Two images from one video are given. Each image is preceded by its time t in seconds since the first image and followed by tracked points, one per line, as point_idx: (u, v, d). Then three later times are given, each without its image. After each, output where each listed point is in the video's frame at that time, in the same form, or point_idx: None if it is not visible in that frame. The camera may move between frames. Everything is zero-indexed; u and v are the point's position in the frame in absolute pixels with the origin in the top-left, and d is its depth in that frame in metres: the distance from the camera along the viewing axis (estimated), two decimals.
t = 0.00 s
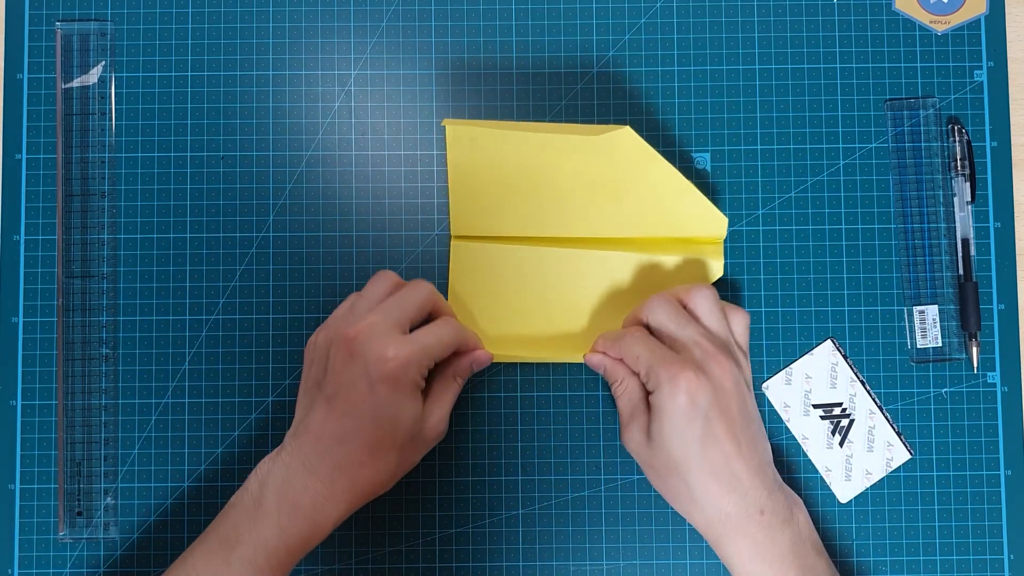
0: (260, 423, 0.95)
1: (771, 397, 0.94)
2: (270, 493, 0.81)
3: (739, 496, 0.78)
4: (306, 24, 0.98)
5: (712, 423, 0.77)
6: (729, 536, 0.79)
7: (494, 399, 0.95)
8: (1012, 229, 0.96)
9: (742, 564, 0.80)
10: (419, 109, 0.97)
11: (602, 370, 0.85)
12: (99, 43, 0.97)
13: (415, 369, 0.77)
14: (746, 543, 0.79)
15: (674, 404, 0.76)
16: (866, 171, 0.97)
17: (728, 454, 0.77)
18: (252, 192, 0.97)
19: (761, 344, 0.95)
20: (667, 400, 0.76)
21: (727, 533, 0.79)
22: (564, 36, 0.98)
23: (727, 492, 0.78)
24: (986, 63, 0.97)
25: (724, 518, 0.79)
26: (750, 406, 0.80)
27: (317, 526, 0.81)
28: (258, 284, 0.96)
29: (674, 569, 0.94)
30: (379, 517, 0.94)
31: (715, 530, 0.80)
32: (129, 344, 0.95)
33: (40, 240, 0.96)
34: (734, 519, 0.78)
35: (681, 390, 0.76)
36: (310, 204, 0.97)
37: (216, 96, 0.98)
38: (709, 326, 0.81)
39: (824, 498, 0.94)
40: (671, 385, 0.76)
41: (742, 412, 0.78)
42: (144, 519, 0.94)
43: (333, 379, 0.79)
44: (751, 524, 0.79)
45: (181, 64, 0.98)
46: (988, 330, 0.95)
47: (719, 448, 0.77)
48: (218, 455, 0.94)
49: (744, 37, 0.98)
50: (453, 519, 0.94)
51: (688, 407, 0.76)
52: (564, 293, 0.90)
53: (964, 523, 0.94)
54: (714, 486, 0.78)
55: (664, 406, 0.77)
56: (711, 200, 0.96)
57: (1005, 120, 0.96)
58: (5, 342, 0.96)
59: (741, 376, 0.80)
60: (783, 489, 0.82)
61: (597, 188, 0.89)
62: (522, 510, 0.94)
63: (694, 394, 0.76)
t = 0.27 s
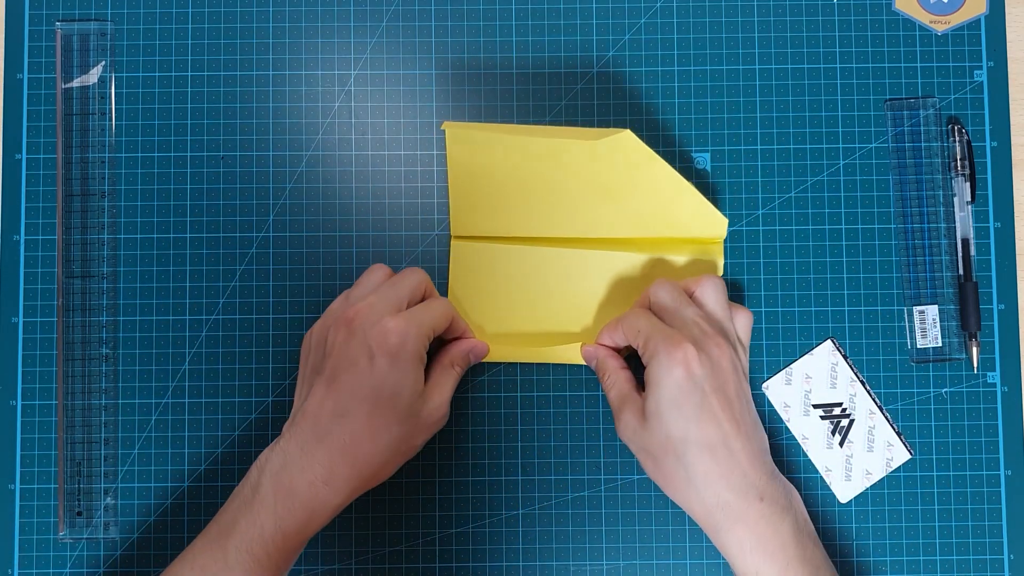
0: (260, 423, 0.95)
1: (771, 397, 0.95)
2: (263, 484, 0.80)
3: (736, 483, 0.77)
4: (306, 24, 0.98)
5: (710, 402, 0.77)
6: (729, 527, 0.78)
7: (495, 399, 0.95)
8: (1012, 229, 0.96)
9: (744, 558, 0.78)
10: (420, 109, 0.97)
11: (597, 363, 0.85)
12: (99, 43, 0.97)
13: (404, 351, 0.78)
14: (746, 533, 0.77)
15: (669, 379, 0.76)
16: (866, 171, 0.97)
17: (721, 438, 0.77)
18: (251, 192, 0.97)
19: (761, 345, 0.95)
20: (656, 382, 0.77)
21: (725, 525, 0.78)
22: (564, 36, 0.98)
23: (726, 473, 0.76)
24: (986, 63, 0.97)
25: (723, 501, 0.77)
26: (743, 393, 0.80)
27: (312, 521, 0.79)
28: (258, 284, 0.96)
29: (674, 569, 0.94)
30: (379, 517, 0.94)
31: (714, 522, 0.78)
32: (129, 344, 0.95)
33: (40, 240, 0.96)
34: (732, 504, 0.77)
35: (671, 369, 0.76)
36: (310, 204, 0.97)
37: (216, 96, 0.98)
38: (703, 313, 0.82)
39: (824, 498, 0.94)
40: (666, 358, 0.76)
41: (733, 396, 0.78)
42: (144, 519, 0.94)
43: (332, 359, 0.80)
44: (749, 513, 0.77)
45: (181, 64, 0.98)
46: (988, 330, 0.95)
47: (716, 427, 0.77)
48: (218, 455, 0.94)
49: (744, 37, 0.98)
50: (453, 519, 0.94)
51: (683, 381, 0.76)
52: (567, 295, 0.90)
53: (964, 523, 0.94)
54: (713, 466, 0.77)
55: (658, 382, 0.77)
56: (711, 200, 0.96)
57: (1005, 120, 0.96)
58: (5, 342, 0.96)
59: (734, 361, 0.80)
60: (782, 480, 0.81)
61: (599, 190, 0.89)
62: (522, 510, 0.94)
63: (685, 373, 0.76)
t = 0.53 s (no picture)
0: (260, 423, 0.95)
1: (771, 397, 0.95)
2: (263, 482, 0.79)
3: (733, 483, 0.76)
4: (306, 24, 0.98)
5: (706, 401, 0.77)
6: (727, 527, 0.77)
7: (495, 399, 0.95)
8: (1012, 229, 0.96)
9: (742, 560, 0.77)
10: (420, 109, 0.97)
11: (596, 366, 0.85)
12: (99, 43, 0.97)
13: (402, 351, 0.78)
14: (745, 533, 0.76)
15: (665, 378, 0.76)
16: (866, 172, 0.97)
17: (717, 437, 0.76)
18: (252, 192, 0.97)
19: (761, 345, 0.95)
20: (652, 383, 0.77)
21: (724, 526, 0.77)
22: (564, 36, 0.98)
23: (723, 472, 0.76)
24: (986, 63, 0.97)
25: (721, 500, 0.77)
26: (740, 393, 0.80)
27: (317, 516, 0.78)
28: (258, 284, 0.96)
29: (674, 568, 0.94)
30: (378, 517, 0.94)
31: (712, 523, 0.77)
32: (129, 344, 0.95)
33: (40, 240, 0.96)
34: (730, 503, 0.76)
35: (667, 370, 0.76)
36: (310, 204, 0.97)
37: (216, 96, 0.98)
38: (701, 314, 0.82)
39: (824, 498, 0.94)
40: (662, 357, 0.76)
41: (730, 396, 0.78)
42: (144, 519, 0.94)
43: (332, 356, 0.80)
44: (747, 513, 0.76)
45: (181, 64, 0.98)
46: (988, 330, 0.95)
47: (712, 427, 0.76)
48: (218, 455, 0.94)
49: (744, 37, 0.98)
50: (453, 519, 0.94)
51: (679, 381, 0.76)
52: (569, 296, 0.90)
53: (964, 523, 0.94)
54: (711, 465, 0.76)
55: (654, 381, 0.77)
56: (711, 200, 0.96)
57: (1005, 120, 0.96)
58: (5, 342, 0.96)
59: (731, 362, 0.80)
60: (781, 482, 0.81)
61: (598, 191, 0.90)
62: (522, 510, 0.94)
63: (681, 374, 0.76)
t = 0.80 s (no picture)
0: (261, 423, 0.95)
1: (771, 397, 0.95)
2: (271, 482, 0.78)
3: (737, 486, 0.76)
4: (306, 24, 0.98)
5: (712, 405, 0.77)
6: (731, 530, 0.77)
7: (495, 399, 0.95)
8: (1012, 229, 0.96)
9: (746, 563, 0.77)
10: (420, 109, 0.98)
11: (597, 370, 0.85)
12: (99, 43, 0.97)
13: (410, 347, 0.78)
14: (750, 536, 0.76)
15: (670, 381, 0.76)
16: (866, 172, 0.97)
17: (721, 440, 0.76)
18: (252, 192, 0.97)
19: (760, 345, 0.95)
20: (658, 388, 0.77)
21: (727, 528, 0.77)
22: (564, 36, 0.98)
23: (730, 475, 0.76)
24: (986, 63, 0.97)
25: (726, 503, 0.76)
26: (743, 398, 0.80)
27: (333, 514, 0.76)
28: (258, 284, 0.96)
29: (673, 568, 0.94)
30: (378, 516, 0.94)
31: (715, 525, 0.77)
32: (129, 344, 0.95)
33: (40, 240, 0.96)
34: (736, 506, 0.76)
35: (673, 375, 0.76)
36: (311, 204, 0.97)
37: (216, 96, 0.98)
38: (704, 318, 0.82)
39: (824, 498, 0.94)
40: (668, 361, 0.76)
41: (734, 400, 0.78)
42: (144, 519, 0.94)
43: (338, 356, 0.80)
44: (750, 515, 0.76)
45: (182, 64, 0.98)
46: (987, 330, 0.95)
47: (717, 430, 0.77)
48: (218, 455, 0.95)
49: (744, 37, 0.98)
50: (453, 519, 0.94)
51: (685, 385, 0.76)
52: (570, 295, 0.90)
53: (963, 523, 0.94)
54: (717, 468, 0.76)
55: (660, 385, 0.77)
56: (711, 200, 0.97)
57: (1005, 121, 0.96)
58: (5, 342, 0.96)
59: (734, 366, 0.80)
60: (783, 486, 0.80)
61: (599, 191, 0.90)
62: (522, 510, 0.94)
63: (687, 379, 0.76)
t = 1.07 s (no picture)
0: (261, 423, 0.95)
1: (771, 397, 0.95)
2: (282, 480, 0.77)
3: (749, 479, 0.78)
4: (306, 24, 0.98)
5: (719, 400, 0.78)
6: (744, 523, 0.78)
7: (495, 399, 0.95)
8: (1012, 229, 0.96)
9: (759, 556, 0.78)
10: (420, 108, 0.98)
11: (602, 372, 0.85)
12: (99, 43, 0.97)
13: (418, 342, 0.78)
14: (763, 529, 0.78)
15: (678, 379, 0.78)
16: (866, 172, 0.97)
17: (733, 435, 0.78)
18: (252, 193, 0.97)
19: (760, 344, 0.95)
20: (667, 382, 0.78)
21: (741, 522, 0.78)
22: (564, 36, 0.98)
23: (740, 469, 0.78)
24: (986, 63, 0.97)
25: (738, 497, 0.78)
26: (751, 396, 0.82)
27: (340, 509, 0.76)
28: (258, 284, 0.96)
29: (673, 568, 0.94)
30: (378, 516, 0.94)
31: (729, 519, 0.78)
32: (129, 344, 0.95)
33: (40, 240, 0.96)
34: (748, 500, 0.78)
35: (681, 369, 0.78)
36: (310, 204, 0.97)
37: (216, 96, 0.98)
38: (709, 314, 0.82)
39: (824, 498, 0.94)
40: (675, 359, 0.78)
41: (742, 395, 0.80)
42: (144, 519, 0.94)
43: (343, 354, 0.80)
44: (764, 510, 0.78)
45: (181, 64, 0.98)
46: (987, 330, 0.96)
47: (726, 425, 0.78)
48: (218, 455, 0.95)
49: (744, 37, 0.98)
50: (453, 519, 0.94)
51: (693, 382, 0.77)
52: (571, 298, 0.90)
53: (963, 523, 0.94)
54: (728, 463, 0.77)
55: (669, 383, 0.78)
56: (711, 200, 0.97)
57: (1005, 121, 0.96)
58: (5, 342, 0.96)
59: (742, 364, 0.82)
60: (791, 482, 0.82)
61: (599, 191, 0.90)
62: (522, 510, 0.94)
63: (695, 374, 0.77)
